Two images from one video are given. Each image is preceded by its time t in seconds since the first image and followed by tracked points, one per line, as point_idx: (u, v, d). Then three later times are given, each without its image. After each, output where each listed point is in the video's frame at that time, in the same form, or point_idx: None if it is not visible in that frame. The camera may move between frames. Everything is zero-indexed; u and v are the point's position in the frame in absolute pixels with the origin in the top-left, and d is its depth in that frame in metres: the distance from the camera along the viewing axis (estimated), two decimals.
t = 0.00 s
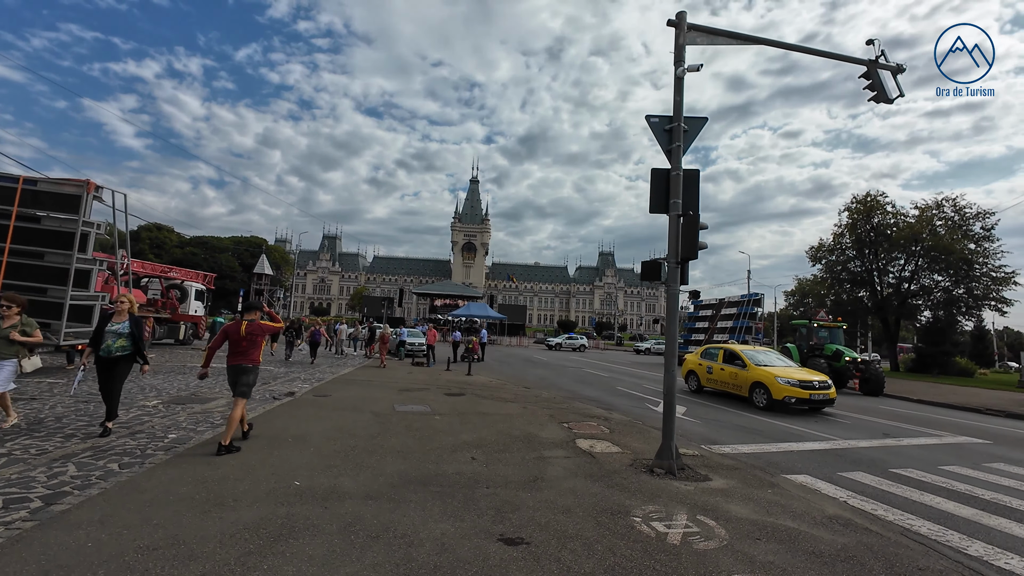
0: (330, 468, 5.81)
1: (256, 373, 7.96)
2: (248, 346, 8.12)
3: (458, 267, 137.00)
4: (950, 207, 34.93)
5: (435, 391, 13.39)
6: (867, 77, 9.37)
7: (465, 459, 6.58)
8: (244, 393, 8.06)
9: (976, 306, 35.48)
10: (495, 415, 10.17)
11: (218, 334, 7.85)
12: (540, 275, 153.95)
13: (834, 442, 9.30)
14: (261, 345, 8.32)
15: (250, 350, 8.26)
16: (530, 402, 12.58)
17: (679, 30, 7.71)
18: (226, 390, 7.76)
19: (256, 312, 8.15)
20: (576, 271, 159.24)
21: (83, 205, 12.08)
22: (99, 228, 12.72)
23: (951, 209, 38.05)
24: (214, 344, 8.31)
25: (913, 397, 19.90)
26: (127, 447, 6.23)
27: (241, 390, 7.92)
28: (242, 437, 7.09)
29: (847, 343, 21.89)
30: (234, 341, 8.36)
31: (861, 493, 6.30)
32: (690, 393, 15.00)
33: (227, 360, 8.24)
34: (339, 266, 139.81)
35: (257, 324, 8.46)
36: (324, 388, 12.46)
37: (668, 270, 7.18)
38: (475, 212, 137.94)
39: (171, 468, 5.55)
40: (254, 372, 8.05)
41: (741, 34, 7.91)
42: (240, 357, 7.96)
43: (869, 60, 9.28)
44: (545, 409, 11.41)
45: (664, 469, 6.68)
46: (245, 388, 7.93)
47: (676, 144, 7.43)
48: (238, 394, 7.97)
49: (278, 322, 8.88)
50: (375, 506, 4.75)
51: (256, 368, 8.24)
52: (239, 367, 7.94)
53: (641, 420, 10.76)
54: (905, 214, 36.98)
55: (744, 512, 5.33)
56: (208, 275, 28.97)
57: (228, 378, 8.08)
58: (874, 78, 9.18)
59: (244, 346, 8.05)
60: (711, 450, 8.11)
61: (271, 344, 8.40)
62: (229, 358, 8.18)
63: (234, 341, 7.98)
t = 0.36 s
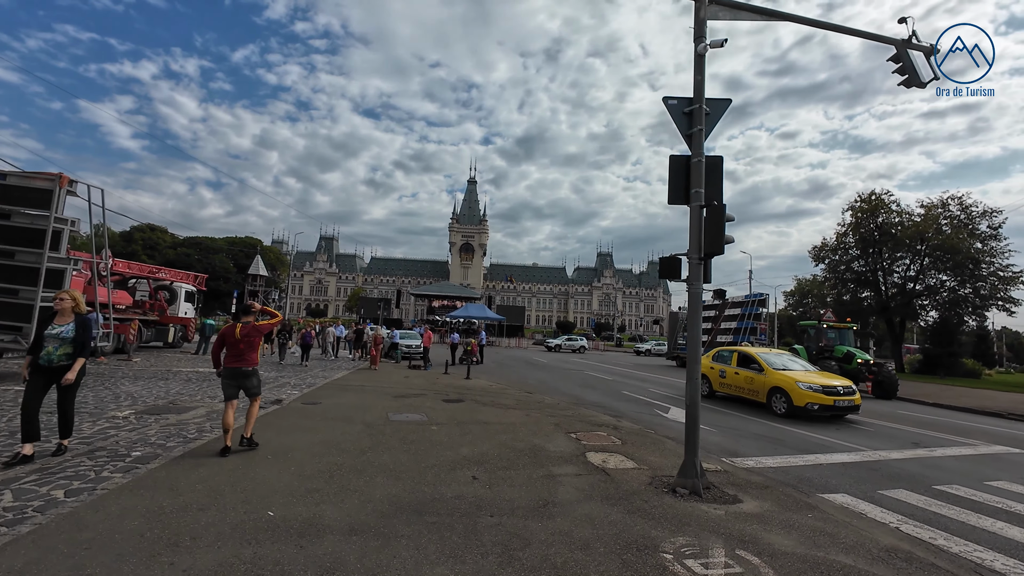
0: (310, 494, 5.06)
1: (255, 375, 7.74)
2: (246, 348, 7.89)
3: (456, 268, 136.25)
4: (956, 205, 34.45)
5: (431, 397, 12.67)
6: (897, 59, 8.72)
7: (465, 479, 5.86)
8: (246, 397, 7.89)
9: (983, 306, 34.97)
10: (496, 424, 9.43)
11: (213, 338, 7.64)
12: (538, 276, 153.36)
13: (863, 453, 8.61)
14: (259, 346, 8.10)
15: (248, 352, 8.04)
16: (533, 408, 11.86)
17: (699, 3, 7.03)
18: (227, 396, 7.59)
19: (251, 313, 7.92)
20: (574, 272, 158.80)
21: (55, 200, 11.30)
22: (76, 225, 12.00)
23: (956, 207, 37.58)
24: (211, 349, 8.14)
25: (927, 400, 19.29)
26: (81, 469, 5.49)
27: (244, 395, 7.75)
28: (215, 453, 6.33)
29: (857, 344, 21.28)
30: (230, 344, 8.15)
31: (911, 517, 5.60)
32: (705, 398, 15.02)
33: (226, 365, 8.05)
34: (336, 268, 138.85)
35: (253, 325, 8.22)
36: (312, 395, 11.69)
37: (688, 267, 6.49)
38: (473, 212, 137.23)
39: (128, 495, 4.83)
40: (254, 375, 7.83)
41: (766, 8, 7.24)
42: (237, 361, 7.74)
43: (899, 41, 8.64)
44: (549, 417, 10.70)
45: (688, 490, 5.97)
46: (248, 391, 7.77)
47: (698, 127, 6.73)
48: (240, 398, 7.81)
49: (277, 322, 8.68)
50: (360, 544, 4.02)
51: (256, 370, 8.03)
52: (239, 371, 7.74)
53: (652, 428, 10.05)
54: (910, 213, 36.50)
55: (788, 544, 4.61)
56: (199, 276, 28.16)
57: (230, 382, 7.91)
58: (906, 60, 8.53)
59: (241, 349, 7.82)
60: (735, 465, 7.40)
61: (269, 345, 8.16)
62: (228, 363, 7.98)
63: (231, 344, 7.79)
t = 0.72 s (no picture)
0: (292, 523, 4.44)
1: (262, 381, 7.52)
2: (253, 354, 7.70)
3: (454, 269, 135.55)
4: (960, 204, 34.14)
5: (429, 403, 12.04)
6: (928, 43, 8.17)
7: (469, 502, 5.23)
8: (251, 404, 7.68)
9: (987, 307, 34.61)
10: (500, 433, 8.82)
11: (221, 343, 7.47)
12: (536, 277, 152.87)
13: (893, 464, 8.02)
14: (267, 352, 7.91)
15: (256, 358, 7.84)
16: (538, 415, 11.24)
17: None
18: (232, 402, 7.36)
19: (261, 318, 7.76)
20: (572, 273, 158.38)
21: (28, 194, 10.60)
22: (52, 221, 11.31)
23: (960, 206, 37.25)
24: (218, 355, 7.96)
25: (939, 403, 18.79)
26: (32, 494, 4.83)
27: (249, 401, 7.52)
28: (188, 472, 5.68)
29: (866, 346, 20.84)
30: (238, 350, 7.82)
31: (967, 542, 5.01)
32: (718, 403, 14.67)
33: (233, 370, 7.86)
34: (333, 269, 137.87)
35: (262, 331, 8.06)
36: (304, 402, 11.03)
37: (714, 264, 5.90)
38: (471, 213, 136.70)
39: (82, 525, 4.20)
40: (261, 381, 7.61)
41: None
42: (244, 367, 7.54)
43: (930, 22, 8.10)
44: (555, 425, 10.10)
45: (716, 512, 5.37)
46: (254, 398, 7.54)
47: (722, 111, 6.13)
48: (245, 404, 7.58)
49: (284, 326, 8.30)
50: None
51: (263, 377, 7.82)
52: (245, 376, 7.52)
53: (665, 437, 9.46)
54: (914, 212, 36.18)
55: None
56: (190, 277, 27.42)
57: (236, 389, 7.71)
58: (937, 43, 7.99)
59: (248, 355, 7.63)
60: (762, 480, 6.80)
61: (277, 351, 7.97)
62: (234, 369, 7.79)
63: (238, 349, 7.60)
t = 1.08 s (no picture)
0: (265, 552, 3.80)
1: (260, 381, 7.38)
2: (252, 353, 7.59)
3: (451, 269, 134.79)
4: (963, 202, 33.80)
5: (426, 407, 11.40)
6: (962, 19, 7.60)
7: (471, 523, 4.60)
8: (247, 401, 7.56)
9: (991, 305, 34.29)
10: (502, 440, 8.18)
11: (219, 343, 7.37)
12: (533, 277, 152.34)
13: (928, 472, 7.42)
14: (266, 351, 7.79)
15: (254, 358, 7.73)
16: (541, 419, 10.62)
17: None
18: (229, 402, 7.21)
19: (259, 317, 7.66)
20: (569, 273, 157.87)
21: None
22: (22, 214, 10.59)
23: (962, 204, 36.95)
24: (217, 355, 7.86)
25: (951, 404, 18.28)
26: None
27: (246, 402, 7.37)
28: (152, 488, 5.01)
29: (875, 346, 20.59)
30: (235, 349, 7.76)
31: None
32: (729, 405, 14.25)
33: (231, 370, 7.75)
34: (329, 269, 136.84)
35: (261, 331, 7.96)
36: (292, 407, 10.35)
37: (743, 253, 5.28)
38: (468, 213, 136.14)
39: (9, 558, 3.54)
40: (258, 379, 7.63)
41: None
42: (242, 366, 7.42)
43: None
44: (561, 430, 9.47)
45: (749, 531, 4.76)
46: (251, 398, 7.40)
47: (752, 84, 5.50)
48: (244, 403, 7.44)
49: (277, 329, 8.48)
50: None
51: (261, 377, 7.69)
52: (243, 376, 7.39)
53: (679, 443, 8.84)
54: (917, 210, 35.82)
55: None
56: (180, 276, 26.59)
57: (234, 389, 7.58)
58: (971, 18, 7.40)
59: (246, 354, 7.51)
60: (792, 493, 6.18)
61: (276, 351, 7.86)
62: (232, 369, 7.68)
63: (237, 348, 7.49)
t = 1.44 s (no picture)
0: None
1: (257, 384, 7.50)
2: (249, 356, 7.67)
3: (447, 270, 134.01)
4: (966, 201, 33.51)
5: (424, 414, 10.75)
6: None
7: (477, 560, 3.94)
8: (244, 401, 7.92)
9: (994, 305, 33.97)
10: (506, 452, 7.56)
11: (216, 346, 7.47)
12: (530, 278, 151.78)
13: (970, 486, 6.82)
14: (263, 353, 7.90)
15: (250, 359, 7.88)
16: (546, 427, 9.98)
17: None
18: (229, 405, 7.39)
19: (255, 320, 7.76)
20: (566, 274, 157.46)
21: None
22: None
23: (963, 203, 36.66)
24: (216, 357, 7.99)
25: (962, 406, 17.84)
26: None
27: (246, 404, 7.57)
28: (107, 518, 4.34)
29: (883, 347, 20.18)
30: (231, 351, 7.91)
31: None
32: (739, 409, 13.72)
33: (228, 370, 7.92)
34: (324, 270, 135.78)
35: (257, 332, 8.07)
36: (279, 415, 9.67)
37: (782, 246, 4.67)
38: (464, 214, 135.48)
39: None
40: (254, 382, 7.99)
41: None
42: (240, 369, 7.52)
43: None
44: (569, 439, 8.86)
45: (798, 565, 4.13)
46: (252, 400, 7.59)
47: (790, 56, 4.89)
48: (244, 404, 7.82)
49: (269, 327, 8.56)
50: None
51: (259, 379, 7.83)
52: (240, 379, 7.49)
53: (695, 454, 8.24)
54: (919, 209, 35.51)
55: None
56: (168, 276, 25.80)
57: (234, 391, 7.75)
58: None
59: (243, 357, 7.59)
60: (831, 514, 5.55)
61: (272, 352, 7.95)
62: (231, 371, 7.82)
63: (233, 351, 7.61)
